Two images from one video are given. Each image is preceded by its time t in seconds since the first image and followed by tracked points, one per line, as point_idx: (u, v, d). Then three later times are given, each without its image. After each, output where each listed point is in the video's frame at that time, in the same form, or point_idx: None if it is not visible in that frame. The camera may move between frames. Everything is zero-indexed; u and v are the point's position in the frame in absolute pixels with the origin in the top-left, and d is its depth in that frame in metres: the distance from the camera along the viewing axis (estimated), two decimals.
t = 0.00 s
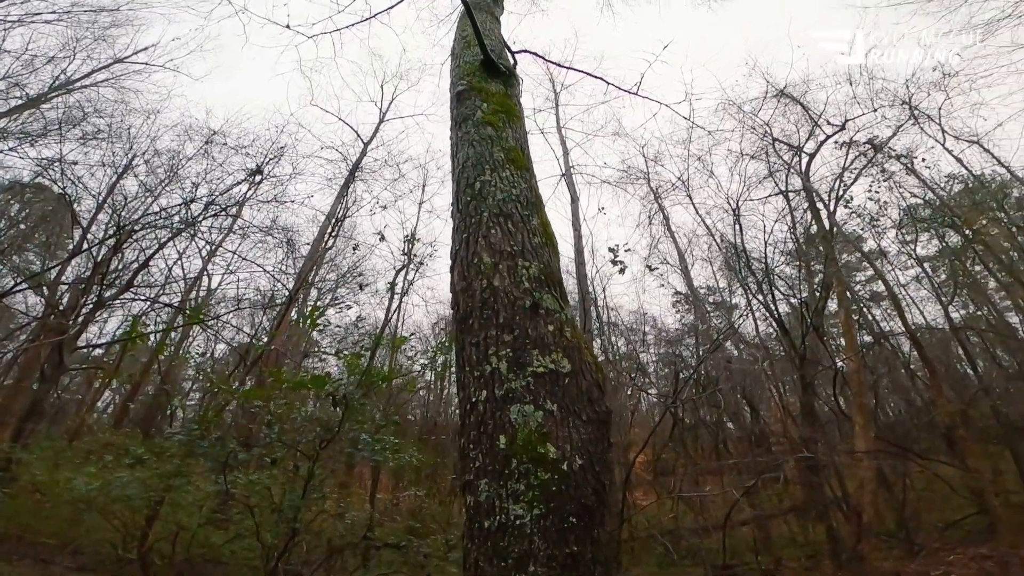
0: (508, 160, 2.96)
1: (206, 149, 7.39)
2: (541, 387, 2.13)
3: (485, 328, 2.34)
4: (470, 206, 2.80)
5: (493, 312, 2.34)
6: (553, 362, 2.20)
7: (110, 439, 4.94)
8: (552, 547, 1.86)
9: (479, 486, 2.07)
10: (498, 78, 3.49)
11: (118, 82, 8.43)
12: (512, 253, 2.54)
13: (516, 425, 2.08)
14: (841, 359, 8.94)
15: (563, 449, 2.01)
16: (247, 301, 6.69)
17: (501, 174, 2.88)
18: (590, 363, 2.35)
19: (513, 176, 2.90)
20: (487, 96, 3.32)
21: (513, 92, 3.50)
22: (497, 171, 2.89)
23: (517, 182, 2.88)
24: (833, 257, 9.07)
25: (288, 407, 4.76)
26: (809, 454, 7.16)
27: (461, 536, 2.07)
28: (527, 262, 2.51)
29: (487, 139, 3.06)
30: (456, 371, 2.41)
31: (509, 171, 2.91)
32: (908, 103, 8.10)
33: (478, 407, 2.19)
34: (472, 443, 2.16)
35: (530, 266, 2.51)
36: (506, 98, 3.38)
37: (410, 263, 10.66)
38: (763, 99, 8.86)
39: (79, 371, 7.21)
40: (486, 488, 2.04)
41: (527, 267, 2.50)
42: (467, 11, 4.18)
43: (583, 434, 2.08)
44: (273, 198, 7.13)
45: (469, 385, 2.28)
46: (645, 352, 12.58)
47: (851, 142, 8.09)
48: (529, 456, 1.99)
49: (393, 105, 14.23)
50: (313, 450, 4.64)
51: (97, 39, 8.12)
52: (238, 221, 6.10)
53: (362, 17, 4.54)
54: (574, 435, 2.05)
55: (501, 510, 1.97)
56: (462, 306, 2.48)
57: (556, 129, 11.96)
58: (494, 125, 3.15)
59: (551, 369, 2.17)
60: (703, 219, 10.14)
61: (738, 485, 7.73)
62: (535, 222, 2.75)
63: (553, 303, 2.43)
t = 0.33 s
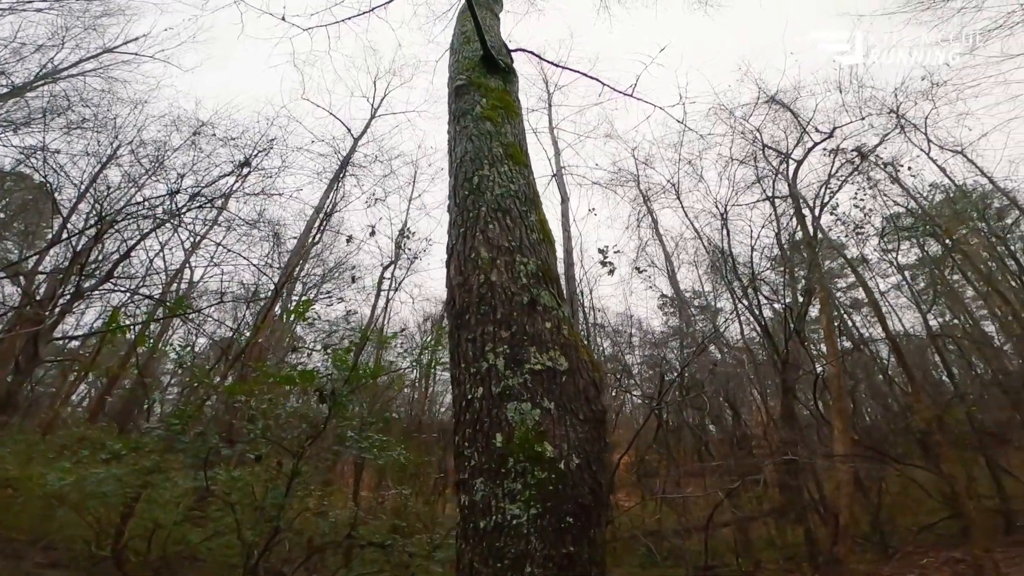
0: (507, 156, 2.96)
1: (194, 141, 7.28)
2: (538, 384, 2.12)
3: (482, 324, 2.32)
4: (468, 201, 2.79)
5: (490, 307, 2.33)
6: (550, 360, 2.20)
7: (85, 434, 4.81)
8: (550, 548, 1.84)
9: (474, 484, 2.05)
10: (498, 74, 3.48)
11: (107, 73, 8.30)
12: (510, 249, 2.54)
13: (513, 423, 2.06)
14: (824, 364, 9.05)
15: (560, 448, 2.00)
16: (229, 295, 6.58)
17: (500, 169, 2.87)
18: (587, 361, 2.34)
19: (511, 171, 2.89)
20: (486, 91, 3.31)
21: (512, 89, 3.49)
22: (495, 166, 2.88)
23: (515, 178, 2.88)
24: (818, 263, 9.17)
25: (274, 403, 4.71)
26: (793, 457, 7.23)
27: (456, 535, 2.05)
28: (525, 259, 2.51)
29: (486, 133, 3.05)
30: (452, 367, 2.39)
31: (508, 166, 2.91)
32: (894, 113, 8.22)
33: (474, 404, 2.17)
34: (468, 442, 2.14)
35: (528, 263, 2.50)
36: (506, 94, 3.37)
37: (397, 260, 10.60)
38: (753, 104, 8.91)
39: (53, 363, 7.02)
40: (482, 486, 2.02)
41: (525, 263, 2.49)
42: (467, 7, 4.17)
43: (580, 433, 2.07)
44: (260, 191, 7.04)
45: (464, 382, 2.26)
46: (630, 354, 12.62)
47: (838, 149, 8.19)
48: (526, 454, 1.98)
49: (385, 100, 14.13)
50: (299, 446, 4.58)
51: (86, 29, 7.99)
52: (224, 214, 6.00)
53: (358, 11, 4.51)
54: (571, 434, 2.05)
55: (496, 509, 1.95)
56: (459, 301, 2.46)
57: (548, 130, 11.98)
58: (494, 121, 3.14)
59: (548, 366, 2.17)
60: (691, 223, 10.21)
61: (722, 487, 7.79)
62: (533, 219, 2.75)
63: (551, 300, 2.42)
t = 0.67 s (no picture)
0: (506, 151, 2.94)
1: (180, 131, 7.16)
2: (536, 383, 2.10)
3: (478, 321, 2.30)
4: (466, 195, 2.76)
5: (488, 304, 2.31)
6: (548, 358, 2.19)
7: (60, 427, 4.69)
8: (547, 549, 1.83)
9: (470, 484, 2.02)
10: (497, 70, 3.47)
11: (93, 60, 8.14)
12: (508, 245, 2.52)
13: (510, 422, 2.04)
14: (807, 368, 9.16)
15: (558, 448, 1.99)
16: (212, 287, 6.47)
17: (499, 164, 2.86)
18: (583, 361, 2.34)
19: (510, 167, 2.88)
20: (485, 87, 3.29)
21: (512, 86, 3.48)
22: (495, 161, 2.87)
23: (514, 174, 2.86)
24: (801, 269, 9.28)
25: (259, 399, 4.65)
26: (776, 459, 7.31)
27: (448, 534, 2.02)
28: (522, 255, 2.50)
29: (485, 128, 3.04)
30: (447, 364, 2.36)
31: (507, 162, 2.89)
32: (881, 121, 8.34)
33: (470, 402, 2.15)
34: (463, 440, 2.11)
35: (526, 259, 2.49)
36: (505, 90, 3.36)
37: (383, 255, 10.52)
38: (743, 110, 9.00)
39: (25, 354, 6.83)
40: (478, 487, 1.99)
41: (523, 260, 2.48)
42: (467, 2, 4.15)
43: (577, 433, 2.06)
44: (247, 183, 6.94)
45: (460, 379, 2.23)
46: (614, 355, 12.67)
47: (826, 156, 8.29)
48: (523, 454, 1.96)
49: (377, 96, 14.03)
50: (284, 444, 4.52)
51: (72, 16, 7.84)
52: (209, 206, 5.90)
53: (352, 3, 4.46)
54: (569, 434, 2.04)
55: (493, 510, 1.92)
56: (455, 297, 2.44)
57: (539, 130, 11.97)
58: (492, 116, 3.12)
59: (546, 365, 2.15)
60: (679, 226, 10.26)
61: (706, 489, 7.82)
62: (531, 215, 2.74)
63: (548, 297, 2.41)
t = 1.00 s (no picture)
0: (506, 149, 2.93)
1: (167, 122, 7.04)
2: (535, 383, 2.09)
3: (476, 319, 2.28)
4: (465, 191, 2.75)
5: (486, 302, 2.29)
6: (546, 359, 2.18)
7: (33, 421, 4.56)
8: (545, 553, 1.81)
9: (466, 486, 2.00)
10: (498, 67, 3.46)
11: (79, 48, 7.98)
12: (507, 243, 2.51)
13: (509, 423, 2.02)
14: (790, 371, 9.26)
15: (556, 450, 1.98)
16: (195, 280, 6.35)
17: (498, 161, 2.85)
18: (581, 362, 2.33)
19: (510, 164, 2.87)
20: (485, 84, 3.27)
21: (512, 84, 3.47)
22: (494, 158, 2.86)
23: (514, 171, 2.85)
24: (785, 274, 9.40)
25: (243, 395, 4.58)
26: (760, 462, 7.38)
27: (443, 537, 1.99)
28: (522, 254, 2.48)
29: (485, 125, 3.02)
30: (443, 363, 2.34)
31: (507, 160, 2.88)
32: (868, 130, 8.47)
33: (467, 402, 2.13)
34: (460, 441, 2.09)
35: (525, 258, 2.48)
36: (505, 88, 3.35)
37: (369, 252, 10.45)
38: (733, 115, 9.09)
39: None
40: (475, 489, 1.97)
41: (522, 259, 2.47)
42: None
43: (576, 435, 2.06)
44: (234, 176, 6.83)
45: (456, 379, 2.21)
46: (599, 357, 12.70)
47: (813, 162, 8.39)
48: (522, 456, 1.95)
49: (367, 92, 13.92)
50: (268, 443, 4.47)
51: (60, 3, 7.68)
52: (193, 198, 5.80)
53: None
54: (567, 435, 2.03)
55: (491, 513, 1.90)
56: (453, 295, 2.42)
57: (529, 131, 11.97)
58: (492, 113, 3.11)
59: (545, 365, 2.15)
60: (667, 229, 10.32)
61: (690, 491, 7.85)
62: (530, 214, 2.73)
63: (546, 297, 2.40)
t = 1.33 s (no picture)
0: (505, 147, 2.92)
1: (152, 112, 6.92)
2: (533, 385, 2.08)
3: (474, 319, 2.26)
4: (464, 189, 2.73)
5: (485, 302, 2.28)
6: (544, 360, 2.17)
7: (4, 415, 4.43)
8: (542, 556, 1.82)
9: (462, 489, 1.98)
10: (498, 65, 3.45)
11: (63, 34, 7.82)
12: (505, 243, 2.50)
13: (506, 425, 2.01)
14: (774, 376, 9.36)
15: (554, 452, 1.98)
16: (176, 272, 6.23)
17: (498, 160, 2.84)
18: (577, 364, 2.33)
19: (509, 163, 2.86)
20: (485, 81, 3.26)
21: (511, 82, 3.46)
22: (494, 156, 2.84)
23: (513, 170, 2.85)
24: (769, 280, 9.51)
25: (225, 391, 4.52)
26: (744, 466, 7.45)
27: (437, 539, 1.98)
28: (520, 254, 2.48)
29: (485, 123, 3.00)
30: (439, 362, 2.32)
31: (506, 158, 2.87)
32: (854, 138, 8.59)
33: (464, 403, 2.11)
34: (456, 442, 2.07)
35: (524, 258, 2.47)
36: (504, 86, 3.34)
37: (354, 247, 10.37)
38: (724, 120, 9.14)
39: None
40: (472, 491, 1.95)
41: (520, 259, 2.46)
42: None
43: (573, 437, 2.05)
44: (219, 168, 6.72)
45: (453, 379, 2.19)
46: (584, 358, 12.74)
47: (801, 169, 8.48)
48: (519, 458, 1.94)
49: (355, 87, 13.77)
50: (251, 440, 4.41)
51: None
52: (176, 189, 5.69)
53: None
54: (564, 438, 2.03)
55: (487, 515, 1.89)
56: (450, 294, 2.40)
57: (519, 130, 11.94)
58: (492, 111, 3.10)
59: (543, 367, 2.14)
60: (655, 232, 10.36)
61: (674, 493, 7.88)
62: (529, 214, 2.72)
63: (544, 298, 2.40)
